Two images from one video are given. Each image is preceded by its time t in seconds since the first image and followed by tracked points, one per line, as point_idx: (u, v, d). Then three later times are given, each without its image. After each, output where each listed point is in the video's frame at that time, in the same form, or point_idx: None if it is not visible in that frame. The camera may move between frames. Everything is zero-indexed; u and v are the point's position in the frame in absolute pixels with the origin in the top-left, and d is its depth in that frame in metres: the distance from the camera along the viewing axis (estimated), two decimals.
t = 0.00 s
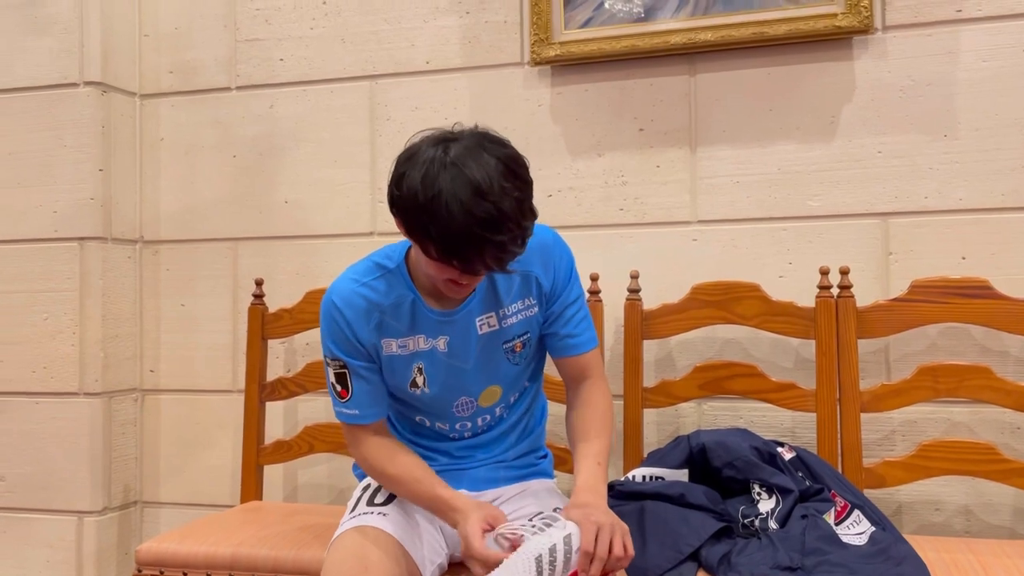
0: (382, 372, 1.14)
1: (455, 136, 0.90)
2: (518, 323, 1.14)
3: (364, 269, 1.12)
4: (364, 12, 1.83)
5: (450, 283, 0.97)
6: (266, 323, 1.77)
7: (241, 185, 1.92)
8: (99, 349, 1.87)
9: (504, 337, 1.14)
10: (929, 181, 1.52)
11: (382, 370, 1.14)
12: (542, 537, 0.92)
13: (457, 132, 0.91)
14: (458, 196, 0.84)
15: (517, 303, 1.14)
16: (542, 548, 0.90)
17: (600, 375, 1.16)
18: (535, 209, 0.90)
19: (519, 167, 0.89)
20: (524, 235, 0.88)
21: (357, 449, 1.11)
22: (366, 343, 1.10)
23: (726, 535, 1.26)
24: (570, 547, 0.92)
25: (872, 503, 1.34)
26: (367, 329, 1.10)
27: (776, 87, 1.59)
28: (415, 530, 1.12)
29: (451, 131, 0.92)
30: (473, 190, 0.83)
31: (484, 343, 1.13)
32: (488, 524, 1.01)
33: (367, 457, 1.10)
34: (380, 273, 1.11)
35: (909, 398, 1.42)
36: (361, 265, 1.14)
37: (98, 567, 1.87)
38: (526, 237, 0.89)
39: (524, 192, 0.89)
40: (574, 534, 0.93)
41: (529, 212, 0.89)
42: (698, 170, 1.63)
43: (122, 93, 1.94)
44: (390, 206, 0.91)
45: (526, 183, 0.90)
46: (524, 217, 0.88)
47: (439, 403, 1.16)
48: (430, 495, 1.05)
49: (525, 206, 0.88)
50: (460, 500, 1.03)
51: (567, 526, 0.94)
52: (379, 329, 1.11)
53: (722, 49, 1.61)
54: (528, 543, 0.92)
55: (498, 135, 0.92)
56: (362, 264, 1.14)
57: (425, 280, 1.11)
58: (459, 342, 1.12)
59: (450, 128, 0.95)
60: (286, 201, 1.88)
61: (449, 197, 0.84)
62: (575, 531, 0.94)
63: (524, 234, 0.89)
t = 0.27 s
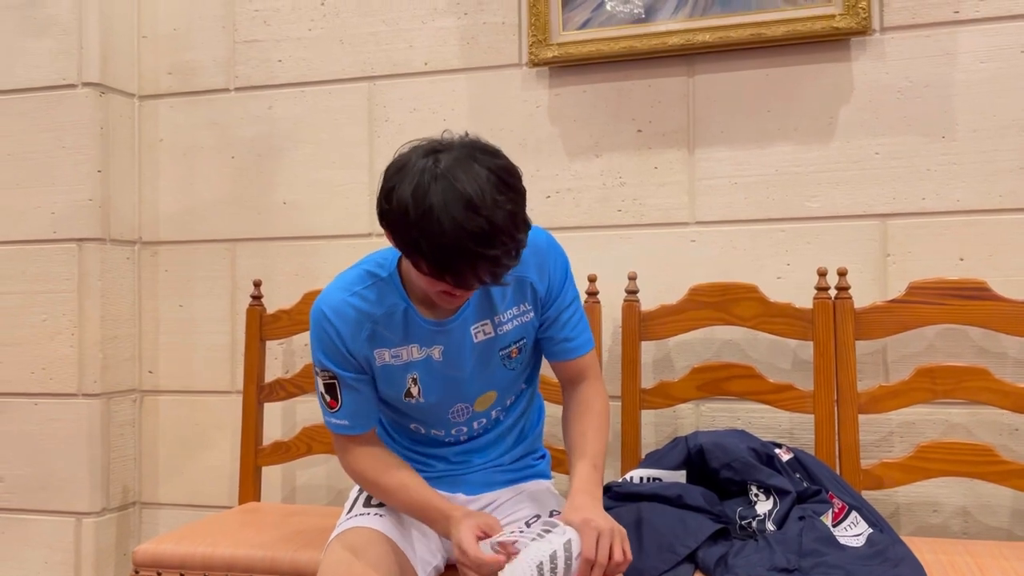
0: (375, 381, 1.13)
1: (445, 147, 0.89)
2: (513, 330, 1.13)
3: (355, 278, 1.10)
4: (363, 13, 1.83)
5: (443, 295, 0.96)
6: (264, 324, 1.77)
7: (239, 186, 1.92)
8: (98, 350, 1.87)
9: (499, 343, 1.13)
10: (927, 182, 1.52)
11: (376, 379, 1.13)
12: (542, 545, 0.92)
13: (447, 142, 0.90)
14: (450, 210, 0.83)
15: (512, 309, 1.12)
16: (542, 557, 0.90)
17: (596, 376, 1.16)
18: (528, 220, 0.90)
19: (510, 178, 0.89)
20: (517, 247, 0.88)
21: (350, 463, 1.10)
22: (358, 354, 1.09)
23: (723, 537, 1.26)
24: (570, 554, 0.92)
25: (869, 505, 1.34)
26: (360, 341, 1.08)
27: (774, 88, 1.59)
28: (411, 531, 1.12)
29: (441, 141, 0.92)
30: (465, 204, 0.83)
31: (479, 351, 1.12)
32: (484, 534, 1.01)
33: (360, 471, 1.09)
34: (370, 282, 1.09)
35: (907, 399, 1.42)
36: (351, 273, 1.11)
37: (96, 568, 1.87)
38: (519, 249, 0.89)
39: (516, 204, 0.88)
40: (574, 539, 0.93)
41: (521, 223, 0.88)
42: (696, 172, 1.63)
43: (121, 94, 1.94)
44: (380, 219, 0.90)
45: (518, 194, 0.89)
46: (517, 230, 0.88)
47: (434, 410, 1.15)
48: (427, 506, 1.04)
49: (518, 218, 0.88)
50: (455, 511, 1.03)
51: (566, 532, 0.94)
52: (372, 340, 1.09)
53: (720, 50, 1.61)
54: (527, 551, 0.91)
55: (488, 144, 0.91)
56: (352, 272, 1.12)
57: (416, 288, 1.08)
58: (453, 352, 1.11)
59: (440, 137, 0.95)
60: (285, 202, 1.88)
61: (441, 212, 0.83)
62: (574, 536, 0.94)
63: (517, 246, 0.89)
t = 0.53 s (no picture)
0: (370, 386, 1.12)
1: (440, 151, 0.87)
2: (514, 336, 1.11)
3: (348, 283, 1.08)
4: (361, 9, 1.82)
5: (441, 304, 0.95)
6: (262, 321, 1.77)
7: (238, 182, 1.91)
8: (96, 348, 1.86)
9: (498, 349, 1.11)
10: (928, 178, 1.51)
11: (371, 384, 1.11)
12: (536, 547, 0.90)
13: (442, 147, 0.88)
14: (445, 216, 0.81)
15: (513, 314, 1.10)
16: (536, 561, 0.87)
17: (598, 376, 1.16)
18: (526, 225, 0.88)
19: (508, 182, 0.86)
20: (515, 253, 0.86)
21: (343, 465, 1.09)
22: (354, 360, 1.07)
23: (722, 533, 1.25)
24: (564, 555, 0.90)
25: (870, 501, 1.33)
26: (355, 347, 1.07)
27: (774, 84, 1.58)
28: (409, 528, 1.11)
29: (436, 145, 0.90)
30: (460, 210, 0.81)
31: (477, 357, 1.10)
32: (484, 535, 1.00)
33: (354, 474, 1.08)
34: (366, 286, 1.07)
35: (908, 395, 1.42)
36: (346, 277, 1.09)
37: (94, 566, 1.86)
38: (517, 255, 0.87)
39: (514, 209, 0.86)
40: (569, 540, 0.92)
41: (519, 228, 0.86)
42: (695, 168, 1.62)
43: (118, 91, 1.94)
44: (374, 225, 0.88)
45: (516, 199, 0.87)
46: (515, 235, 0.85)
47: (431, 414, 1.14)
48: (423, 507, 1.04)
49: (516, 223, 0.86)
50: (452, 515, 1.02)
51: (561, 533, 0.92)
52: (367, 346, 1.07)
53: (720, 46, 1.60)
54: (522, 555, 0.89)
55: (484, 148, 0.89)
56: (346, 275, 1.09)
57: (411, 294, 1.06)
58: (451, 358, 1.09)
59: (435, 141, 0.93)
60: (283, 198, 1.88)
61: (435, 218, 0.81)
62: (569, 537, 0.92)
63: (515, 253, 0.86)
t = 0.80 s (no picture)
0: (368, 392, 1.12)
1: (447, 164, 0.87)
2: (514, 348, 1.11)
3: (351, 287, 1.08)
4: (362, 10, 1.82)
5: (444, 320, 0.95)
6: (263, 322, 1.77)
7: (238, 183, 1.91)
8: (96, 349, 1.86)
9: (497, 360, 1.11)
10: (928, 179, 1.51)
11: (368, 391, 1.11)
12: (538, 559, 0.90)
13: (449, 160, 0.87)
14: (451, 229, 0.80)
15: (513, 327, 1.10)
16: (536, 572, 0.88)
17: (602, 387, 1.15)
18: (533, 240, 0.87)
19: (516, 196, 0.85)
20: (521, 268, 0.85)
21: (325, 474, 1.08)
22: (351, 366, 1.07)
23: (723, 534, 1.26)
24: (566, 569, 0.90)
25: (871, 502, 1.33)
26: (353, 353, 1.06)
27: (775, 85, 1.59)
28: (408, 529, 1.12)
29: (442, 158, 0.89)
30: (466, 223, 0.80)
31: (476, 368, 1.09)
32: (478, 539, 0.99)
33: (338, 482, 1.07)
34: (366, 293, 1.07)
35: (908, 396, 1.42)
36: (347, 282, 1.09)
37: (95, 567, 1.86)
38: (524, 270, 0.86)
39: (521, 223, 0.85)
40: (570, 554, 0.91)
41: (527, 243, 0.85)
42: (696, 169, 1.63)
43: (119, 91, 1.94)
44: (378, 238, 0.87)
45: (523, 213, 0.86)
46: (522, 250, 0.84)
47: (429, 422, 1.14)
48: (412, 513, 1.04)
49: (523, 237, 0.85)
50: (439, 523, 1.01)
51: (563, 547, 0.92)
52: (365, 353, 1.07)
53: (720, 47, 1.60)
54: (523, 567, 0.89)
55: (492, 162, 0.89)
56: (348, 281, 1.10)
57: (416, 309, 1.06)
58: (450, 368, 1.09)
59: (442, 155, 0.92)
60: (283, 199, 1.88)
61: (441, 231, 0.80)
62: (571, 551, 0.92)
63: (522, 267, 0.85)
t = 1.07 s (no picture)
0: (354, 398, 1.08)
1: (449, 179, 0.85)
2: (505, 375, 1.06)
3: (350, 287, 1.05)
4: (359, 10, 1.82)
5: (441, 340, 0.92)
6: (260, 322, 1.77)
7: (236, 183, 1.91)
8: (93, 349, 1.86)
9: (488, 384, 1.07)
10: (925, 179, 1.52)
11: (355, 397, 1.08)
12: None
13: (453, 175, 0.85)
14: (449, 249, 0.78)
15: (508, 354, 1.05)
16: None
17: (589, 436, 1.08)
18: (534, 261, 0.85)
19: (519, 217, 0.84)
20: (518, 292, 0.83)
21: (292, 477, 1.07)
22: (338, 371, 1.04)
23: (721, 534, 1.26)
24: None
25: (867, 502, 1.33)
26: (341, 358, 1.03)
27: (772, 86, 1.59)
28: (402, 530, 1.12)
29: (447, 172, 0.87)
30: (463, 244, 0.78)
31: (466, 389, 1.06)
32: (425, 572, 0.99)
33: (302, 490, 1.05)
34: (364, 298, 1.04)
35: (905, 396, 1.42)
36: (347, 283, 1.06)
37: (92, 567, 1.86)
38: (523, 292, 0.84)
39: (521, 245, 0.83)
40: None
41: (526, 265, 0.84)
42: (693, 169, 1.63)
43: (116, 92, 1.93)
44: (376, 250, 0.86)
45: (526, 234, 0.84)
46: (521, 273, 0.83)
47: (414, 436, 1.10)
48: (366, 540, 1.02)
49: (523, 259, 0.83)
50: (388, 558, 1.00)
51: None
52: (354, 360, 1.04)
53: (717, 48, 1.61)
54: None
55: (497, 179, 0.87)
56: (348, 281, 1.06)
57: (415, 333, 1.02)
58: (439, 387, 1.05)
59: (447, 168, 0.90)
60: (281, 199, 1.88)
61: (437, 251, 0.78)
62: None
63: (521, 289, 0.84)
